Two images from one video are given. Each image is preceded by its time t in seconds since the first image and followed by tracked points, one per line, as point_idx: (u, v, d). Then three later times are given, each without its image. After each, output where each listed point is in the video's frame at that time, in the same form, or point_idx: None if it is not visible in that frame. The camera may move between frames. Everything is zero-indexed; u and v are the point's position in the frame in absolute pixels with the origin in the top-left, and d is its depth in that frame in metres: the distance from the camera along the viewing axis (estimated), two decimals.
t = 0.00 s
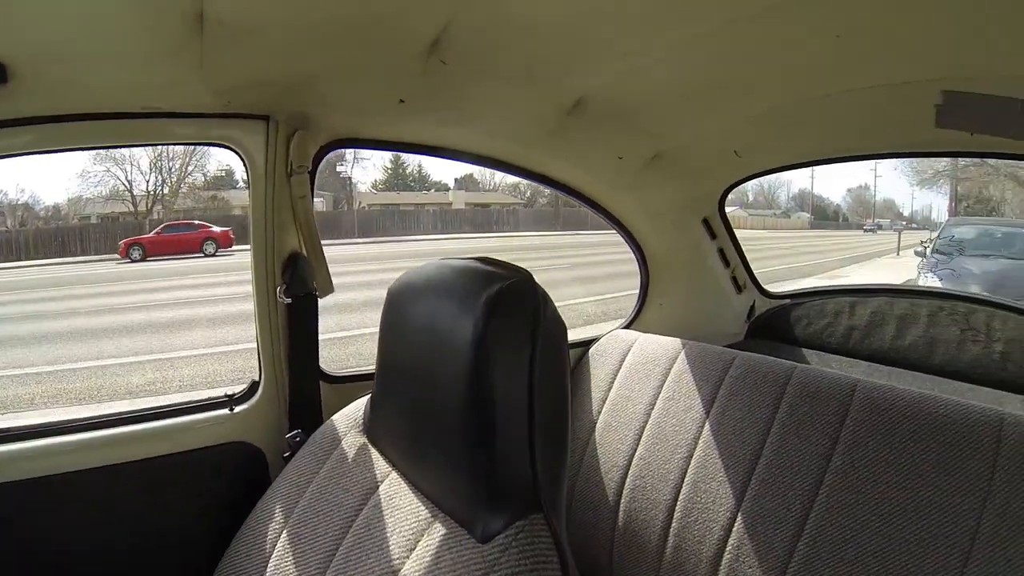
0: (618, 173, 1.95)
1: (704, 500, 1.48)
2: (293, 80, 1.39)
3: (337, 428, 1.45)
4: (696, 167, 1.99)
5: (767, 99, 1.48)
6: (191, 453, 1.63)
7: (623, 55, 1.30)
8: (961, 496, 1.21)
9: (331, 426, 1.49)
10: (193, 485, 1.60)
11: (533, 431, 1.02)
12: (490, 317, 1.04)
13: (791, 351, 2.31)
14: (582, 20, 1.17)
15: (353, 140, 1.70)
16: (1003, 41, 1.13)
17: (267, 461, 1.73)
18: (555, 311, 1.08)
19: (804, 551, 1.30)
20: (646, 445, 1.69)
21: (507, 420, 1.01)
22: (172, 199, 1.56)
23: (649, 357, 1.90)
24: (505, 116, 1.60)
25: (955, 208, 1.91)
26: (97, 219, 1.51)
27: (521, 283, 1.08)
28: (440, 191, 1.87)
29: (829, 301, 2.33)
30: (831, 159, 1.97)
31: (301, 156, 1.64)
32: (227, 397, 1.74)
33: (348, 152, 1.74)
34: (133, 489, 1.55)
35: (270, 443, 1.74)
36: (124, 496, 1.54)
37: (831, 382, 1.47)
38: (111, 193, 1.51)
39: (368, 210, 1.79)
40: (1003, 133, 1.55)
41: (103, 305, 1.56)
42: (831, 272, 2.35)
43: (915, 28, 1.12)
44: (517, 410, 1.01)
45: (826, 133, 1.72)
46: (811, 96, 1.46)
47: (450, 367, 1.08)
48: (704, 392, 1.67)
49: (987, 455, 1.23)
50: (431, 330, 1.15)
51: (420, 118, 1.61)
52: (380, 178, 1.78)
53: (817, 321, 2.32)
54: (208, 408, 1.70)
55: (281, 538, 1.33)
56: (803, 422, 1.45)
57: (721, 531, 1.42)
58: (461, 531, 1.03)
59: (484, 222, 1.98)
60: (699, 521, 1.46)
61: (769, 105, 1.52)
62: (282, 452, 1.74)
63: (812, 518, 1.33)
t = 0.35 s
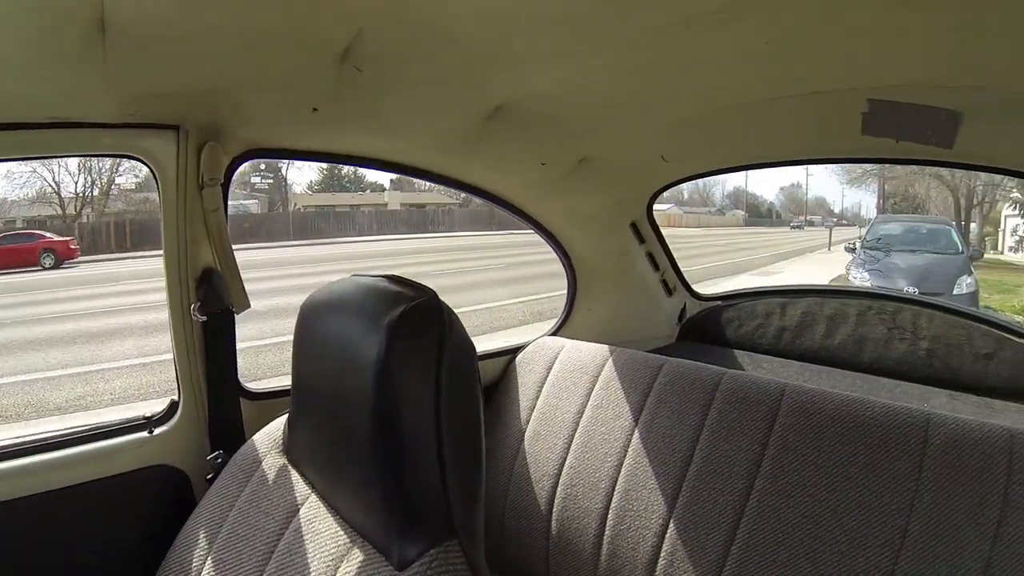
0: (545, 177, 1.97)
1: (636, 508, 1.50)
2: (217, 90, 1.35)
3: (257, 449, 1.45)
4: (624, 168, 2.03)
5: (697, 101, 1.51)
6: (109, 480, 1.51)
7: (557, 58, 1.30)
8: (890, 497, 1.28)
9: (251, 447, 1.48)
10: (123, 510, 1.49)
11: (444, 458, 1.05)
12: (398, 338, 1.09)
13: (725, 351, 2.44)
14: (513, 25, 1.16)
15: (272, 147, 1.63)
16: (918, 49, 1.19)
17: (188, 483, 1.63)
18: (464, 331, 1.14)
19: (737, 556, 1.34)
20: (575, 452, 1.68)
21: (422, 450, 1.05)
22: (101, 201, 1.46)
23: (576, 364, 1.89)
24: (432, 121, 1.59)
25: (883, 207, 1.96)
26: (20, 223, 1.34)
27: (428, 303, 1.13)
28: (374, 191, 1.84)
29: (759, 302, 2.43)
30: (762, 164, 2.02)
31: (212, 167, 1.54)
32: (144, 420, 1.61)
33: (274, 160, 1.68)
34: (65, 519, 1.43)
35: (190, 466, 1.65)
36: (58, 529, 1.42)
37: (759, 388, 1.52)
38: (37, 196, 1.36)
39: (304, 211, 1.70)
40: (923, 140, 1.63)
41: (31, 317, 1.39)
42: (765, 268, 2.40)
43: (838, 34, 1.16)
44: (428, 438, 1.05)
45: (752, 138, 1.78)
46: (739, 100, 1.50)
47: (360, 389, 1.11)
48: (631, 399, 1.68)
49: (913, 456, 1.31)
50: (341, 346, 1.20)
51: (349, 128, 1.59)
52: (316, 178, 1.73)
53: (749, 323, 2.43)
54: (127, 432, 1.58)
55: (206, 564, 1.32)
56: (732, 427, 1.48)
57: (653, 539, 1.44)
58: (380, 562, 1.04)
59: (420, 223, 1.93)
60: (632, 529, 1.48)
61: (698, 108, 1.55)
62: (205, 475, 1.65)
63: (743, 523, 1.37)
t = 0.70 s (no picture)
0: (477, 181, 1.96)
1: (575, 507, 1.52)
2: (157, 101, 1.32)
3: (194, 466, 1.42)
4: (558, 170, 2.05)
5: (632, 104, 1.55)
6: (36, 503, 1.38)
7: (512, 59, 1.31)
8: (821, 487, 1.35)
9: (188, 464, 1.46)
10: (57, 530, 1.39)
11: (377, 473, 1.05)
12: (325, 353, 1.09)
13: (659, 348, 2.50)
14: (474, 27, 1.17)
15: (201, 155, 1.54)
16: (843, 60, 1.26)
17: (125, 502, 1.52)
18: (392, 344, 1.13)
19: (677, 548, 1.38)
20: (513, 452, 1.68)
21: (353, 467, 1.04)
22: (28, 200, 1.35)
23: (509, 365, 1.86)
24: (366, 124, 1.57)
25: (813, 202, 2.08)
26: None
27: (359, 317, 1.13)
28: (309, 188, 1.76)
29: (692, 300, 2.50)
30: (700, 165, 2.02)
31: (138, 177, 1.44)
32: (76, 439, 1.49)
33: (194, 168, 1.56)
34: None
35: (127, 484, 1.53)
36: None
37: (692, 387, 1.54)
38: None
39: (240, 210, 1.64)
40: (850, 146, 1.71)
41: None
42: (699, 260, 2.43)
43: (770, 42, 1.21)
44: (361, 454, 1.05)
45: (685, 142, 1.81)
46: (672, 106, 1.55)
47: (289, 407, 1.11)
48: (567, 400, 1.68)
49: (841, 446, 1.38)
50: (271, 361, 1.19)
51: (284, 138, 1.56)
52: (252, 176, 1.67)
53: (682, 320, 2.50)
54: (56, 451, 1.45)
55: None
56: (667, 425, 1.51)
57: (594, 536, 1.46)
58: None
59: (355, 220, 1.88)
60: (572, 527, 1.50)
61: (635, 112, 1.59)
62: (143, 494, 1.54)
63: (681, 518, 1.40)
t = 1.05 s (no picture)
0: (411, 161, 1.93)
1: (517, 483, 1.53)
2: (85, 85, 1.24)
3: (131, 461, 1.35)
4: (494, 149, 2.05)
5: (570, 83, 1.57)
6: None
7: (462, 35, 1.31)
8: (758, 454, 1.41)
9: (126, 459, 1.38)
10: None
11: (315, 454, 1.03)
12: (260, 334, 1.05)
13: (597, 323, 2.54)
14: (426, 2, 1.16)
15: (126, 137, 1.43)
16: (787, 47, 1.30)
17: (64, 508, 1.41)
18: (326, 327, 1.12)
19: (620, 518, 1.43)
20: (453, 430, 1.67)
21: (288, 450, 1.02)
22: None
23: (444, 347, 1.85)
24: (304, 104, 1.53)
25: (749, 177, 2.12)
26: None
27: (290, 300, 1.10)
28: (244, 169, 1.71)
29: (628, 274, 2.55)
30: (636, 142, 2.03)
31: (60, 160, 1.32)
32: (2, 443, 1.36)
33: (122, 150, 1.46)
34: None
35: (64, 488, 1.43)
36: None
37: (629, 360, 1.57)
38: None
39: (173, 194, 1.57)
40: (779, 126, 1.76)
41: None
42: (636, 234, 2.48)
43: (720, 21, 1.23)
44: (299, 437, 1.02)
45: (622, 122, 1.85)
46: (611, 85, 1.58)
47: (225, 394, 1.06)
48: (504, 373, 1.69)
49: (777, 414, 1.43)
50: (201, 346, 1.13)
51: (217, 119, 1.49)
52: (184, 158, 1.58)
53: (619, 295, 2.55)
54: None
55: None
56: (605, 398, 1.54)
57: (538, 510, 1.49)
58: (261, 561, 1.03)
59: (291, 200, 1.84)
60: (517, 503, 1.52)
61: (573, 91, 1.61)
62: (82, 495, 1.44)
63: (623, 488, 1.44)
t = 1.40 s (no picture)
0: (343, 135, 1.90)
1: (462, 454, 1.55)
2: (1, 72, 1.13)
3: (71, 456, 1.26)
4: (428, 121, 2.04)
5: (505, 54, 1.57)
6: None
7: (401, 6, 1.28)
8: (699, 417, 1.45)
9: (66, 455, 1.28)
10: None
11: (257, 429, 0.96)
12: (194, 315, 0.98)
13: (534, 294, 2.58)
14: None
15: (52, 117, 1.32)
16: (733, 16, 1.29)
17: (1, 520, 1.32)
18: (264, 303, 1.04)
19: (566, 486, 1.47)
20: (396, 405, 1.66)
21: (229, 426, 0.96)
22: None
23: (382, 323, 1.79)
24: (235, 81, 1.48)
25: (688, 150, 2.14)
26: None
27: (225, 276, 1.03)
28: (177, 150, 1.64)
29: (565, 245, 2.61)
30: (569, 114, 2.05)
31: None
32: None
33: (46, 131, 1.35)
34: None
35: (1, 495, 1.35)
36: None
37: (567, 330, 1.59)
38: None
39: (104, 177, 1.50)
40: (715, 97, 1.78)
41: None
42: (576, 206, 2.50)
43: None
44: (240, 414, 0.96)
45: (562, 93, 1.86)
46: (549, 56, 1.59)
47: (160, 377, 0.99)
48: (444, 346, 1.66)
49: (716, 378, 1.47)
50: (137, 332, 1.04)
51: (147, 101, 1.42)
52: (114, 139, 1.50)
53: (557, 265, 2.59)
54: None
55: None
56: (545, 368, 1.55)
57: (485, 480, 1.53)
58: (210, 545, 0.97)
59: (227, 180, 1.81)
60: (464, 475, 1.55)
61: (506, 63, 1.63)
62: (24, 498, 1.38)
63: (567, 454, 1.48)
